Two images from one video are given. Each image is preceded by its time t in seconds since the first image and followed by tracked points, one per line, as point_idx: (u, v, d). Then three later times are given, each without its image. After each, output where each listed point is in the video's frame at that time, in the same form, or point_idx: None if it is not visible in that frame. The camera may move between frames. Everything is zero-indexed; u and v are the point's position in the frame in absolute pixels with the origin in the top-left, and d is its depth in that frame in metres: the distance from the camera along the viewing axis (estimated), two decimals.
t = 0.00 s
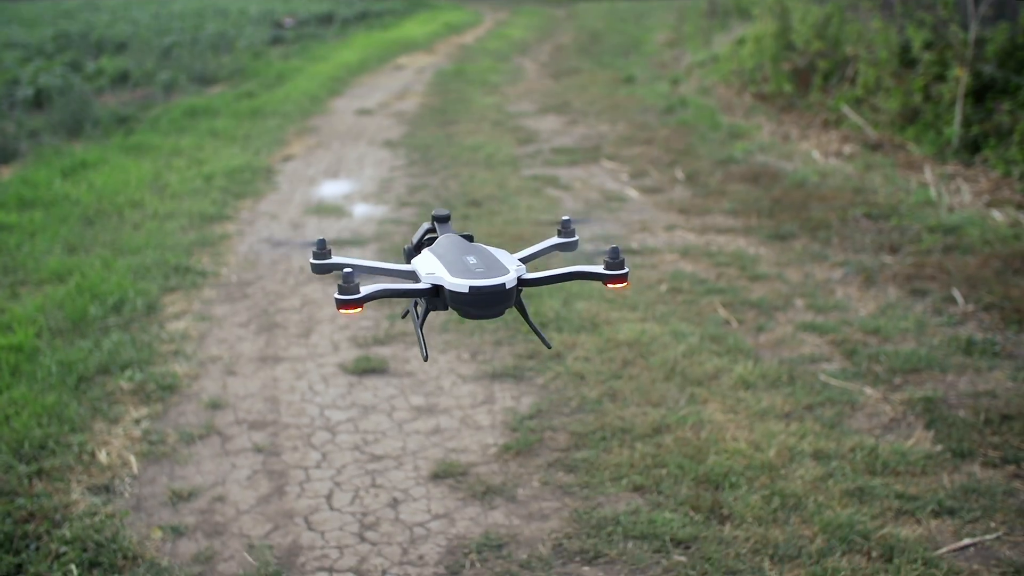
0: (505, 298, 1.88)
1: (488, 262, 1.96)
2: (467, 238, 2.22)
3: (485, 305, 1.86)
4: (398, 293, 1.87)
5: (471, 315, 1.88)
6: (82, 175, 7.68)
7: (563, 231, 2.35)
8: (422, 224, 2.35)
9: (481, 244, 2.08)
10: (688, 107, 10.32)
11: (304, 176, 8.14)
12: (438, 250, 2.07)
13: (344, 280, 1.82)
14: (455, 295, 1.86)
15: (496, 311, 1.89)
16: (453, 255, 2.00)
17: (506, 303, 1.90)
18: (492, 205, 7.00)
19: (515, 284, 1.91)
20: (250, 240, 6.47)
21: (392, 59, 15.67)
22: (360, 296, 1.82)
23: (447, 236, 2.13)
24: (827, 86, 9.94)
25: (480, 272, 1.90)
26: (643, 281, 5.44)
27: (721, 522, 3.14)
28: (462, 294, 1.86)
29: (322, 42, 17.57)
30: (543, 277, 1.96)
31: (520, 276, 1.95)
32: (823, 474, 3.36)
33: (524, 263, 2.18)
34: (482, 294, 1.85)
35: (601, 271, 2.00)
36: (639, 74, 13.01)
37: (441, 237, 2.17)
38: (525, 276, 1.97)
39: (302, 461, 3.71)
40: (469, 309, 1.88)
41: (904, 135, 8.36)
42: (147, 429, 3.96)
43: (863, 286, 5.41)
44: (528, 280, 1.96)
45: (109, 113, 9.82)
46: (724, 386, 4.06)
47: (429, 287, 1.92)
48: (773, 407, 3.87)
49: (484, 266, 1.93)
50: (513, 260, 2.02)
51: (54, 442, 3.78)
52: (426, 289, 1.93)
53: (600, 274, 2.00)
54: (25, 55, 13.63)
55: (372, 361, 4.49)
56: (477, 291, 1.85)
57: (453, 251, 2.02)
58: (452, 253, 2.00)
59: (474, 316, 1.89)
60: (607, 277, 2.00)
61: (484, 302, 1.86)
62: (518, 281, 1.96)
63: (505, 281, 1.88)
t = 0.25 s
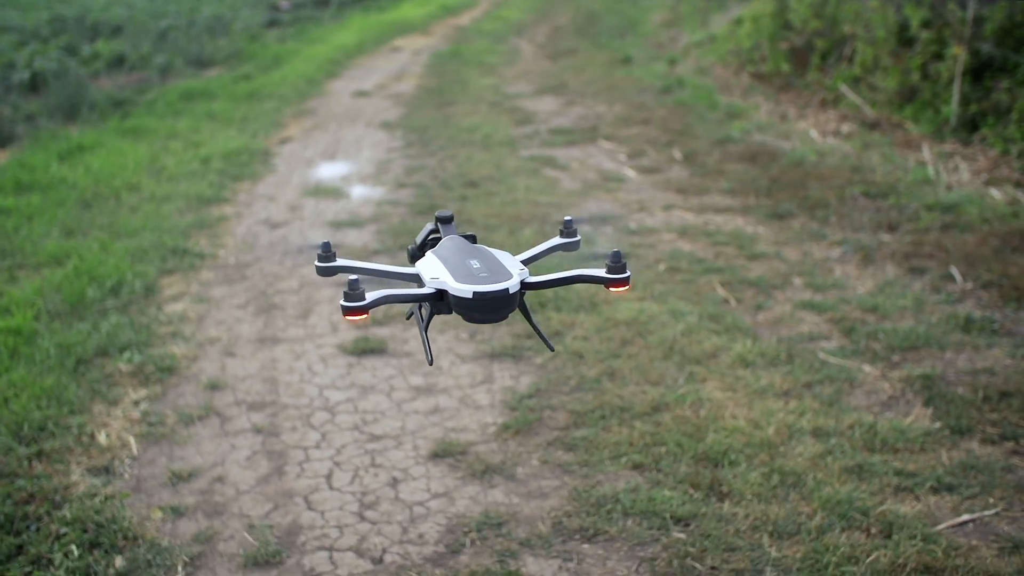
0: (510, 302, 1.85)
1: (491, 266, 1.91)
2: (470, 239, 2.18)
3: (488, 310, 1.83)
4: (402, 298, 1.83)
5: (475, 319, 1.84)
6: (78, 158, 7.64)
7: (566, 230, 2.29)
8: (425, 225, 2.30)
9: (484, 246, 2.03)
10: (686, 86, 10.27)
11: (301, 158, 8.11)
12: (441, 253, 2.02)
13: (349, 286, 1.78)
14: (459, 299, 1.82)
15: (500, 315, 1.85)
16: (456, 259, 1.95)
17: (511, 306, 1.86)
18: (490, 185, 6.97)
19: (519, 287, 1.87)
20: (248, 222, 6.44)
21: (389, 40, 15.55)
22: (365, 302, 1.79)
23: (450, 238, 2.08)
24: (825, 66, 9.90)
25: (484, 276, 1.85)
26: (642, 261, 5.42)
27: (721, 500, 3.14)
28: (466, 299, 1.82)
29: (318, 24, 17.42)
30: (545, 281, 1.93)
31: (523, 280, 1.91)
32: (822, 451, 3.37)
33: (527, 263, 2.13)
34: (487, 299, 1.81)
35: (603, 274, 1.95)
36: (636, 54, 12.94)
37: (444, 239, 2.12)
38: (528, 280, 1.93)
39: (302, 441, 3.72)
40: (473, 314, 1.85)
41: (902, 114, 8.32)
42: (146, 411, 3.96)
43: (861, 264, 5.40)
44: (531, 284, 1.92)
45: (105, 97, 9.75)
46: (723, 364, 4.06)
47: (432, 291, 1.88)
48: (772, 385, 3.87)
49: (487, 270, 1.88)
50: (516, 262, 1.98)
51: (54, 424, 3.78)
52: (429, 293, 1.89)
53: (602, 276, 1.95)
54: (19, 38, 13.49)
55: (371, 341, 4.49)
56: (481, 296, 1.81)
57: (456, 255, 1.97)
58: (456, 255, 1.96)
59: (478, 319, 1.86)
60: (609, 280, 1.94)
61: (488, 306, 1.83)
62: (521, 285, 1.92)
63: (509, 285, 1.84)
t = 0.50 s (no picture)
0: (509, 302, 1.86)
1: (491, 265, 1.92)
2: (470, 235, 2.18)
3: (489, 311, 1.85)
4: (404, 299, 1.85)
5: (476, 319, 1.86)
6: (71, 137, 7.56)
7: (563, 227, 2.28)
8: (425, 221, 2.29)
9: (483, 244, 2.04)
10: (682, 62, 10.20)
11: (295, 136, 8.05)
12: (441, 252, 2.03)
13: (353, 289, 1.79)
14: (460, 301, 1.83)
15: (500, 315, 1.87)
16: (456, 258, 1.96)
17: (510, 306, 1.88)
18: (484, 163, 6.93)
19: (519, 288, 1.88)
20: (242, 200, 6.41)
21: (382, 18, 15.40)
22: (369, 305, 1.80)
23: (450, 237, 2.09)
24: (820, 43, 9.86)
25: (483, 276, 1.86)
26: (636, 238, 5.40)
27: (716, 474, 3.15)
28: (466, 301, 1.83)
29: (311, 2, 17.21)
30: (543, 281, 1.94)
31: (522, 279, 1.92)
32: (817, 426, 3.37)
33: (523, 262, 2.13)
34: (487, 300, 1.83)
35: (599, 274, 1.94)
36: (632, 32, 12.84)
37: (443, 237, 2.13)
38: (527, 280, 1.94)
39: (297, 417, 3.71)
40: (474, 315, 1.87)
41: (897, 91, 8.29)
42: (141, 388, 3.95)
43: (856, 241, 5.39)
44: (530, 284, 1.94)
45: (98, 75, 9.63)
46: (718, 340, 4.06)
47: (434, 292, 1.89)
48: (766, 360, 3.88)
49: (487, 270, 1.89)
50: (516, 261, 1.99)
51: (48, 402, 3.77)
52: (430, 294, 1.90)
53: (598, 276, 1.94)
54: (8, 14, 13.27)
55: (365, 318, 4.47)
56: (481, 297, 1.83)
57: (456, 254, 1.98)
58: (455, 255, 1.97)
59: (478, 319, 1.88)
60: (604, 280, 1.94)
61: (488, 307, 1.84)
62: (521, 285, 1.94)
63: (509, 286, 1.85)
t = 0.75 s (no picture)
0: (509, 302, 1.85)
1: (490, 265, 1.90)
2: (469, 231, 2.15)
3: (489, 312, 1.83)
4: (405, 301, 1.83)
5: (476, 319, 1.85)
6: (64, 114, 7.47)
7: (561, 221, 2.24)
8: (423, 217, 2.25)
9: (482, 242, 2.02)
10: (677, 37, 10.12)
11: (288, 112, 7.98)
12: (440, 251, 2.01)
13: (354, 293, 1.77)
14: (461, 302, 1.82)
15: (499, 315, 1.86)
16: (456, 258, 1.94)
17: (510, 306, 1.86)
18: (479, 139, 6.88)
19: (519, 287, 1.87)
20: (235, 177, 6.35)
21: None
22: (370, 308, 1.78)
23: (448, 234, 2.06)
24: (815, 19, 9.82)
25: (484, 277, 1.85)
26: (632, 213, 5.38)
27: (711, 447, 3.16)
28: (466, 302, 1.82)
29: None
30: (542, 280, 1.92)
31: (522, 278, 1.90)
32: (812, 400, 3.38)
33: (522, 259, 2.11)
34: (487, 301, 1.81)
35: (597, 273, 1.92)
36: (627, 7, 12.73)
37: (442, 234, 2.11)
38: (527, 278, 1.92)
39: (291, 393, 3.71)
40: (474, 315, 1.86)
41: (892, 66, 8.26)
42: (135, 364, 3.93)
43: (851, 215, 5.38)
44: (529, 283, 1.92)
45: (90, 52, 9.50)
46: (713, 315, 4.05)
47: (434, 293, 1.88)
48: (762, 334, 3.88)
49: (487, 271, 1.87)
50: (515, 259, 1.97)
51: (42, 378, 3.75)
52: (431, 295, 1.89)
53: (596, 276, 1.93)
54: None
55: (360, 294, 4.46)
56: (481, 298, 1.81)
57: (455, 253, 1.96)
58: (455, 254, 1.95)
59: (478, 319, 1.87)
60: (603, 279, 1.92)
61: (488, 308, 1.83)
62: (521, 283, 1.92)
63: (509, 286, 1.83)
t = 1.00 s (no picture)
0: (509, 306, 1.81)
1: (489, 269, 1.87)
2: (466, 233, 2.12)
3: (488, 316, 1.80)
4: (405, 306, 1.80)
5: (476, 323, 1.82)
6: (55, 93, 7.38)
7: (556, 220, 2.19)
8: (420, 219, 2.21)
9: (481, 245, 1.99)
10: (671, 13, 10.04)
11: (281, 90, 7.91)
12: (439, 254, 1.97)
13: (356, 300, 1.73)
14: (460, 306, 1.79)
15: (500, 320, 1.82)
16: (454, 261, 1.91)
17: (510, 310, 1.83)
18: (472, 116, 6.83)
19: (518, 291, 1.83)
20: (228, 155, 6.30)
21: None
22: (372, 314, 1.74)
23: (446, 238, 2.03)
24: None
25: (483, 281, 1.81)
26: (625, 189, 5.36)
27: (705, 422, 3.17)
28: (466, 306, 1.78)
29: None
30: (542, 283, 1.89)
31: (520, 281, 1.86)
32: (806, 374, 3.39)
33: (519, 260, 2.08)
34: (487, 305, 1.78)
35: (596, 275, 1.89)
36: None
37: (440, 236, 2.07)
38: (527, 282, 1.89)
39: (285, 370, 3.70)
40: (473, 319, 1.83)
41: (886, 41, 8.27)
42: (129, 343, 3.91)
43: (845, 190, 5.37)
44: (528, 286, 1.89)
45: (81, 31, 9.35)
46: (707, 290, 4.05)
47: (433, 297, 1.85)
48: (756, 309, 3.87)
49: (486, 274, 1.83)
50: (514, 263, 1.94)
51: (36, 358, 3.73)
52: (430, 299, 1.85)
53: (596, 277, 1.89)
54: None
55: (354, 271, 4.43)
56: (481, 303, 1.77)
57: (454, 257, 1.93)
58: (454, 258, 1.91)
59: (478, 324, 1.83)
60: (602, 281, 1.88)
61: (488, 313, 1.79)
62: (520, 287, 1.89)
63: (509, 290, 1.80)
